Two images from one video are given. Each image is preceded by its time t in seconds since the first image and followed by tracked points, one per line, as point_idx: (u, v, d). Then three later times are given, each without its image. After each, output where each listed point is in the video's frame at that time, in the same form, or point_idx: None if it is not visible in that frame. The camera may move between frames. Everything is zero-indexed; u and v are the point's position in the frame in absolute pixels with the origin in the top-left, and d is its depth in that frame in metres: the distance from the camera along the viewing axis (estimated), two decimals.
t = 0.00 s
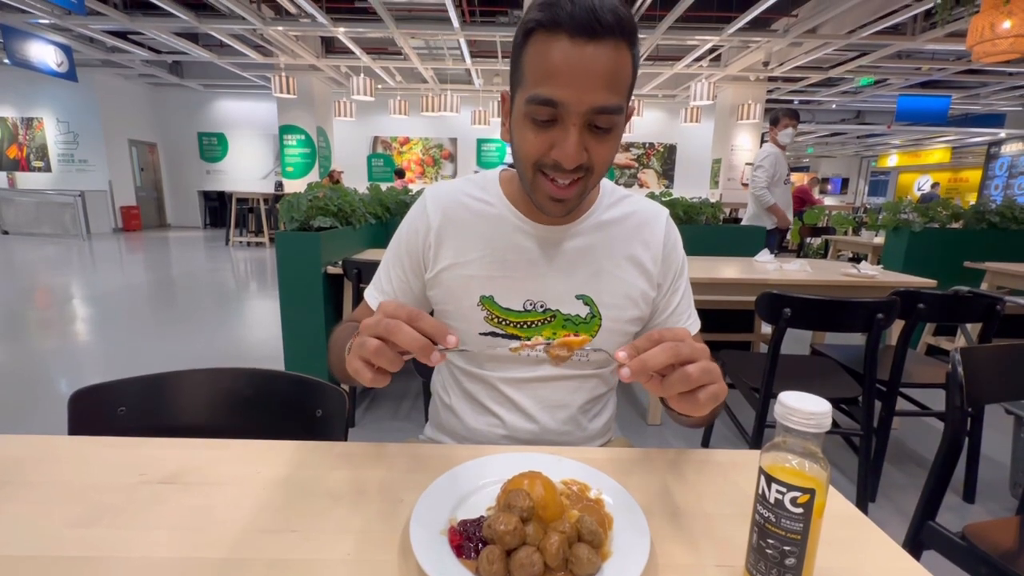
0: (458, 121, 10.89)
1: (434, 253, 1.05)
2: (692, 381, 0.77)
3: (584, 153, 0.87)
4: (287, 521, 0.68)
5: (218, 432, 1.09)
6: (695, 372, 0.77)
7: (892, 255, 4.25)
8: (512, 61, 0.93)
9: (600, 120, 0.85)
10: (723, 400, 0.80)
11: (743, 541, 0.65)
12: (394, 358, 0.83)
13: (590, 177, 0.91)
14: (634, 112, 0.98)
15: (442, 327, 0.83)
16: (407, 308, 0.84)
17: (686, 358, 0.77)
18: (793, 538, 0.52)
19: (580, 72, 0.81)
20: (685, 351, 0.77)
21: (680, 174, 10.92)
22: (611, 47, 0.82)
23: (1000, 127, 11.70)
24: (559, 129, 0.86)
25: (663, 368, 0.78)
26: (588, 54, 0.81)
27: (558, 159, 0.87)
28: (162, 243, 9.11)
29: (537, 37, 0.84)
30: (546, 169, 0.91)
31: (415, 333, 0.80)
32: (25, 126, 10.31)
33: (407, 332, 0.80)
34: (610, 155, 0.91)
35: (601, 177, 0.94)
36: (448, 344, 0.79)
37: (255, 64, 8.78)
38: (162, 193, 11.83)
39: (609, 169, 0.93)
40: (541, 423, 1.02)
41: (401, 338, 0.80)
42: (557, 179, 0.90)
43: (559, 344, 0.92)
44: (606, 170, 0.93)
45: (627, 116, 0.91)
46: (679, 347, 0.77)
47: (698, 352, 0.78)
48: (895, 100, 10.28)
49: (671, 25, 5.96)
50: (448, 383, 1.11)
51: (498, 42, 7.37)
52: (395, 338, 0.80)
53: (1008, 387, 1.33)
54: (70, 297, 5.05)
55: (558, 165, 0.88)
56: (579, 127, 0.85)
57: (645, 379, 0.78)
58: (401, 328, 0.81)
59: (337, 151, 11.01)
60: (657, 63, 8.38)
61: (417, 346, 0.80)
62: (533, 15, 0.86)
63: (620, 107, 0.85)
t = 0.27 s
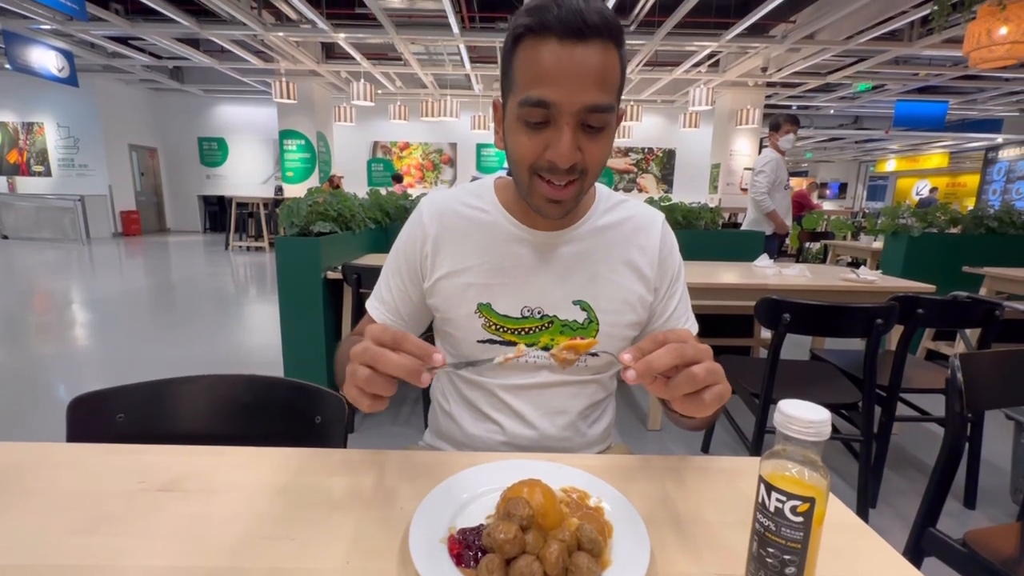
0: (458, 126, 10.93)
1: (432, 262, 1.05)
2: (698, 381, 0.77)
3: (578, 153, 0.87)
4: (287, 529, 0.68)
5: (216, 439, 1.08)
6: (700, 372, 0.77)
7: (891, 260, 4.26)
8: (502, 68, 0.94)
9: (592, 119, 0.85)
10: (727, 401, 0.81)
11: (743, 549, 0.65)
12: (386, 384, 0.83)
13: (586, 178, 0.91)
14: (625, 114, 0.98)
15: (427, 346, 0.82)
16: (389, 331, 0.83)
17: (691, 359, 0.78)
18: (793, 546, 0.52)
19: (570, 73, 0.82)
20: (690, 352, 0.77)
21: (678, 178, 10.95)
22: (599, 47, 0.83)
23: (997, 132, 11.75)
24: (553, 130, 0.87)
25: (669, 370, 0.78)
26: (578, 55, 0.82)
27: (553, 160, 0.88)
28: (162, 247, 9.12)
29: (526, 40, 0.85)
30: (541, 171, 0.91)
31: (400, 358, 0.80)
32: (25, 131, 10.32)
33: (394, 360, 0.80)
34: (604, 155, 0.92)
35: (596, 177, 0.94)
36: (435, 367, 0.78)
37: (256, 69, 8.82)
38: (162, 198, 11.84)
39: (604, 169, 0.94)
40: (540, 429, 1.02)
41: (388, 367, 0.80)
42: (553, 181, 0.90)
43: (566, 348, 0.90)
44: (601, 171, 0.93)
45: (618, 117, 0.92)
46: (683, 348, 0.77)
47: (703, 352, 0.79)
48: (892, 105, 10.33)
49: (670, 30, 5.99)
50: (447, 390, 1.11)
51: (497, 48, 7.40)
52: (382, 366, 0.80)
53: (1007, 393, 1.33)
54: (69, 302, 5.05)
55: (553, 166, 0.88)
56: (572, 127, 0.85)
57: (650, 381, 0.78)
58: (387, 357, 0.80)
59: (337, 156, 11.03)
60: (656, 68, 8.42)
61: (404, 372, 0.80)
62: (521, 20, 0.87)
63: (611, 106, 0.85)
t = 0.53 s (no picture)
0: (457, 133, 10.96)
1: (427, 275, 1.05)
2: (699, 384, 0.77)
3: (563, 144, 0.87)
4: (282, 539, 0.68)
5: (213, 447, 1.08)
6: (701, 375, 0.77)
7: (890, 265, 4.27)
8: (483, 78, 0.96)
9: (573, 110, 0.86)
10: (728, 404, 0.80)
11: (741, 558, 0.65)
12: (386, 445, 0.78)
13: (574, 171, 0.91)
14: (609, 116, 1.00)
15: (419, 407, 0.75)
16: (381, 392, 0.77)
17: (692, 362, 0.78)
18: (789, 557, 0.52)
19: (547, 67, 0.84)
20: (691, 355, 0.77)
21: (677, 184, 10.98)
22: (573, 44, 0.86)
23: (994, 138, 11.81)
24: (535, 125, 0.88)
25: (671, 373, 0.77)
26: (552, 50, 0.84)
27: (539, 153, 0.88)
28: (161, 253, 9.12)
29: (502, 43, 0.87)
30: (528, 168, 0.91)
31: (393, 426, 0.74)
32: (26, 137, 10.35)
33: (387, 428, 0.75)
34: (590, 149, 0.92)
35: (585, 173, 0.94)
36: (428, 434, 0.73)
37: (256, 76, 8.85)
38: (162, 204, 11.85)
39: (592, 165, 0.94)
40: (537, 437, 1.02)
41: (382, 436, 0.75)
42: (540, 176, 0.90)
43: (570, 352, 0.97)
44: (589, 166, 0.93)
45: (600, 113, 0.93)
46: (684, 351, 0.77)
47: (703, 355, 0.79)
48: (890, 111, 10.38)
49: (669, 37, 6.02)
50: (444, 399, 1.11)
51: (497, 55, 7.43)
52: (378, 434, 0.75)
53: (1006, 400, 1.33)
54: (68, 308, 5.04)
55: (539, 160, 0.88)
56: (554, 120, 0.86)
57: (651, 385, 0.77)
58: (381, 425, 0.75)
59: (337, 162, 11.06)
60: (655, 75, 8.46)
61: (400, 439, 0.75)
62: (496, 28, 0.90)
63: (590, 97, 0.87)
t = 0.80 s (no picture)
0: (457, 140, 11.00)
1: (419, 288, 1.05)
2: (705, 365, 0.75)
3: (542, 146, 0.87)
4: (276, 550, 0.67)
5: (210, 455, 1.07)
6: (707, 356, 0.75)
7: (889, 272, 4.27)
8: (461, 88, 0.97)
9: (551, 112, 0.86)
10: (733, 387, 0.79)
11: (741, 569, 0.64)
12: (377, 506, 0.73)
13: (555, 172, 0.90)
14: (591, 116, 0.99)
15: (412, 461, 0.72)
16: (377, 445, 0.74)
17: (697, 343, 0.76)
18: (791, 567, 0.51)
19: (521, 72, 0.84)
20: (696, 335, 0.75)
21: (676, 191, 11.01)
22: (547, 47, 0.86)
23: (992, 144, 11.86)
24: (512, 130, 0.88)
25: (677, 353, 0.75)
26: (525, 54, 0.84)
27: (518, 157, 0.88)
28: (160, 260, 9.12)
29: (475, 52, 0.88)
30: (509, 173, 0.91)
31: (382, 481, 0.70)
32: (27, 145, 10.37)
33: (377, 484, 0.70)
34: (572, 150, 0.91)
35: (569, 175, 0.93)
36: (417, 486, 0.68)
37: (257, 84, 8.89)
38: (162, 211, 11.86)
39: (575, 165, 0.93)
40: (536, 446, 1.01)
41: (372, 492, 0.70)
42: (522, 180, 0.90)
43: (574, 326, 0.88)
44: (573, 167, 0.93)
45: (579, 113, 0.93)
46: (689, 331, 0.75)
47: (707, 337, 0.77)
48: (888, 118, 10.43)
49: (667, 45, 6.06)
50: (442, 409, 1.10)
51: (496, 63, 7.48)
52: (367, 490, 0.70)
53: (1007, 406, 1.32)
54: (67, 315, 5.03)
55: (519, 164, 0.89)
56: (532, 124, 0.87)
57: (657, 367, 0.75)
58: (371, 481, 0.70)
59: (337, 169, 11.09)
60: (653, 83, 8.50)
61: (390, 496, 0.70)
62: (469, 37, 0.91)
63: (567, 98, 0.87)
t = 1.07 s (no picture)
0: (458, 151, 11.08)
1: (415, 304, 1.06)
2: (714, 323, 0.74)
3: (542, 186, 0.89)
4: (279, 562, 0.67)
5: (212, 467, 1.08)
6: (714, 314, 0.73)
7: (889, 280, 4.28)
8: (460, 111, 0.96)
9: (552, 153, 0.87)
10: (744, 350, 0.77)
11: None
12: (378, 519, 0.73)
13: (553, 210, 0.92)
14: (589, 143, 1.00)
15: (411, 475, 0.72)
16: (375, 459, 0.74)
17: (703, 303, 0.74)
18: None
19: (523, 112, 0.84)
20: (701, 294, 0.74)
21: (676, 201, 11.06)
22: (550, 84, 0.85)
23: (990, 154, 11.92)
24: (511, 167, 0.88)
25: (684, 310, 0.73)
26: (528, 93, 0.84)
27: (517, 196, 0.89)
28: (162, 270, 9.14)
29: (477, 83, 0.87)
30: (507, 209, 0.92)
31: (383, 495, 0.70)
32: (31, 156, 10.45)
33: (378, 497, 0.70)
34: (570, 185, 0.92)
35: (565, 208, 0.95)
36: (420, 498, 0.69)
37: (260, 96, 8.97)
38: (164, 221, 11.91)
39: (572, 199, 0.94)
40: (535, 458, 1.02)
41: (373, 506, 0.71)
42: (520, 218, 0.91)
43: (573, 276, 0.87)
44: (570, 201, 0.94)
45: (579, 146, 0.93)
46: (695, 291, 0.74)
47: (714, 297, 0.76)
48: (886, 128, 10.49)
49: (665, 57, 6.12)
50: (441, 421, 1.10)
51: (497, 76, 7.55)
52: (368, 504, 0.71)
53: (1009, 416, 1.32)
54: (68, 325, 5.04)
55: (518, 203, 0.90)
56: (532, 164, 0.87)
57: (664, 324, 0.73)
58: (371, 494, 0.71)
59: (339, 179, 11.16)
60: (652, 94, 8.57)
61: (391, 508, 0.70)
62: (472, 64, 0.89)
63: (569, 137, 0.88)
